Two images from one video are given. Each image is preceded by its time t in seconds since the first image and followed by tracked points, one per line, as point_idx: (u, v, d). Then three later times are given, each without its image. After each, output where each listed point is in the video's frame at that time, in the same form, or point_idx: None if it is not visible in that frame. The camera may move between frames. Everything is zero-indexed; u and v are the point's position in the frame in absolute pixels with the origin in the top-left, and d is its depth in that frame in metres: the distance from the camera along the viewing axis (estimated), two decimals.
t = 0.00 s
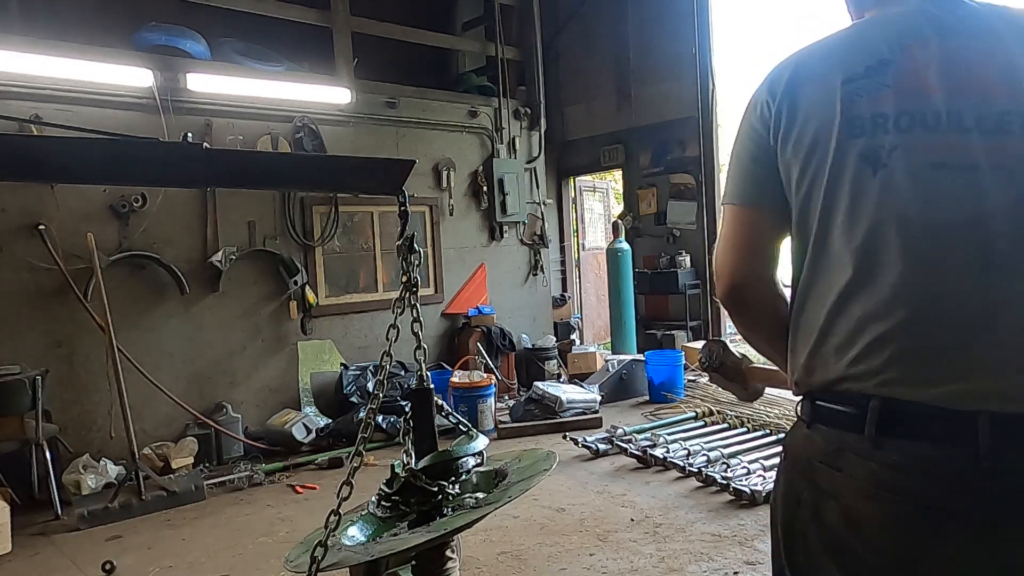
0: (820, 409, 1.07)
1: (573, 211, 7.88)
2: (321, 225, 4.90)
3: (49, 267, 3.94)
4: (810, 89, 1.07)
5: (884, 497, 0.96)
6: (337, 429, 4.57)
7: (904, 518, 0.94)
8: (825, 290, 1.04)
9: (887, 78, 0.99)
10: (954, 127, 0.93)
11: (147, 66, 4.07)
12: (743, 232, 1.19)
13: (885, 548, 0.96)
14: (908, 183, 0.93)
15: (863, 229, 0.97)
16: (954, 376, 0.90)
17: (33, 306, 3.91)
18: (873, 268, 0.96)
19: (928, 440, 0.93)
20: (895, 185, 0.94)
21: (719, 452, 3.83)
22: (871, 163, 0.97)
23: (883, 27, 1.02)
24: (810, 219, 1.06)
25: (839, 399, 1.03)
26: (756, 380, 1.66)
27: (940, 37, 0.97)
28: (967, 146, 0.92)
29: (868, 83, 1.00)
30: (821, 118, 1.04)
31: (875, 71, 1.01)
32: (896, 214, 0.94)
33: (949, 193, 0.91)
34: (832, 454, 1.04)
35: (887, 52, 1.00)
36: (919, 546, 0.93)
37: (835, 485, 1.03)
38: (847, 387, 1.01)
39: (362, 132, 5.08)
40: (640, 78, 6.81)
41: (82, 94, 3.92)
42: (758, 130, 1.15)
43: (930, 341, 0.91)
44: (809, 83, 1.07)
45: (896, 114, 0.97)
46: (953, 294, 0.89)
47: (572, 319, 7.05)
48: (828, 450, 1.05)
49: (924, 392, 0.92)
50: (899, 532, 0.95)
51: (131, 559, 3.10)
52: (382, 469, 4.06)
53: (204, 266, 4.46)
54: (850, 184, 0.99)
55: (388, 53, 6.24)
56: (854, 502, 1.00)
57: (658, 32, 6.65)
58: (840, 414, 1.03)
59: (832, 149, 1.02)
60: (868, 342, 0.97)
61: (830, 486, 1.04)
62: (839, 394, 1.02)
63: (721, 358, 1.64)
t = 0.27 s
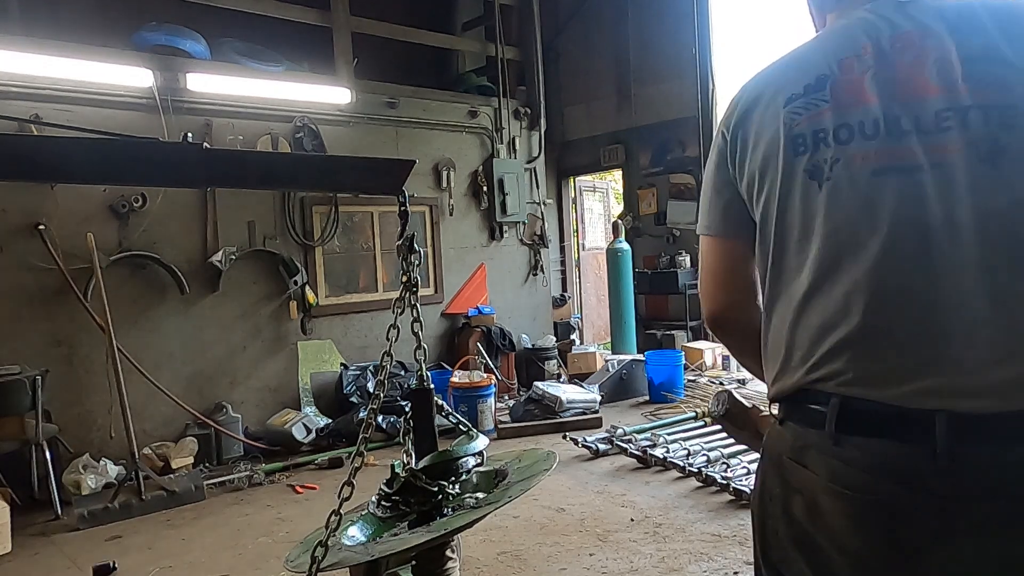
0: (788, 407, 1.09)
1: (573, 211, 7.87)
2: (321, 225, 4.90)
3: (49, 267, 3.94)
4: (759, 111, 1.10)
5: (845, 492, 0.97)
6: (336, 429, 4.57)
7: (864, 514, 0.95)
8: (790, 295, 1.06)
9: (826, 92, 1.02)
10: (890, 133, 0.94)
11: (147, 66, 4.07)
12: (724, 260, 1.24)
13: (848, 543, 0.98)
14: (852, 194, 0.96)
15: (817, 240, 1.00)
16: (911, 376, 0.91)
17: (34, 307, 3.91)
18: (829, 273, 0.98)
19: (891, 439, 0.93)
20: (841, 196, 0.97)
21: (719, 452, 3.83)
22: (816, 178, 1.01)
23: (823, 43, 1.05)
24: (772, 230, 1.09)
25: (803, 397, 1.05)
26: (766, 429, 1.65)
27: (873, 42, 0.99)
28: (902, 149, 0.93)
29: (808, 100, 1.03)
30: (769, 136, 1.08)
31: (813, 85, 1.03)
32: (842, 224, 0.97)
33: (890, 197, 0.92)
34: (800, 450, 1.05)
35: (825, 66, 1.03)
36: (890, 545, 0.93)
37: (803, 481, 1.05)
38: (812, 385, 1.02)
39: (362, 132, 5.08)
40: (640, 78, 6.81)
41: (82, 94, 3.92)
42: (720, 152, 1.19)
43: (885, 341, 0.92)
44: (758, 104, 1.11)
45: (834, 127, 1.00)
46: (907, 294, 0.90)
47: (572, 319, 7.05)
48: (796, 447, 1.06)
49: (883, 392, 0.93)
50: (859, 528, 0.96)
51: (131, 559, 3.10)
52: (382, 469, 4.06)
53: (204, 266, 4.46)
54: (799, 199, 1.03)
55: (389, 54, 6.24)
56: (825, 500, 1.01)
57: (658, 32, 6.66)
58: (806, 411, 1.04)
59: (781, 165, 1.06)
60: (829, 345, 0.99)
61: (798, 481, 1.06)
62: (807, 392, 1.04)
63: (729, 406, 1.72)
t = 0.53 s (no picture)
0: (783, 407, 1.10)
1: (573, 211, 7.87)
2: (321, 225, 4.90)
3: (49, 267, 3.94)
4: (740, 124, 1.12)
5: (839, 491, 0.98)
6: (336, 429, 4.57)
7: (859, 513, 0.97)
8: (785, 299, 1.08)
9: (806, 102, 1.03)
10: (871, 137, 0.96)
11: (146, 66, 4.07)
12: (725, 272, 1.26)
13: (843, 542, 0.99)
14: (840, 201, 0.97)
15: (809, 248, 1.02)
16: (903, 376, 0.92)
17: (34, 307, 3.91)
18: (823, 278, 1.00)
19: (886, 439, 0.94)
20: (829, 203, 0.99)
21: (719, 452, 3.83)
22: (803, 188, 1.02)
23: (799, 53, 1.07)
24: (764, 238, 1.10)
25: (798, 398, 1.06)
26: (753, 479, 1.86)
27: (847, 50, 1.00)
28: (884, 152, 0.94)
29: (788, 112, 1.05)
30: (753, 148, 1.10)
31: (793, 97, 1.05)
32: (831, 233, 0.98)
33: (876, 200, 0.94)
34: (795, 450, 1.06)
35: (803, 77, 1.05)
36: (885, 545, 0.94)
37: (798, 480, 1.06)
38: (807, 386, 1.03)
39: (362, 132, 5.08)
40: (640, 78, 6.81)
41: (82, 94, 3.92)
42: (706, 166, 1.21)
43: (878, 341, 0.94)
44: (738, 117, 1.13)
45: (815, 138, 1.02)
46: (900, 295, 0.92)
47: (572, 319, 7.05)
48: (792, 446, 1.07)
49: (878, 392, 0.94)
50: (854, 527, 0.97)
51: (130, 559, 3.10)
52: (382, 469, 4.06)
53: (204, 267, 4.46)
54: (787, 209, 1.05)
55: (389, 54, 6.24)
56: (821, 500, 1.01)
57: (658, 32, 6.66)
58: (801, 411, 1.06)
59: (768, 176, 1.07)
60: (824, 347, 1.00)
61: (794, 480, 1.07)
62: (802, 393, 1.05)
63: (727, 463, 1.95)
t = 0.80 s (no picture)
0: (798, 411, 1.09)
1: (573, 211, 7.87)
2: (321, 225, 4.90)
3: (49, 267, 3.94)
4: (755, 118, 1.08)
5: (863, 497, 0.98)
6: (336, 429, 4.57)
7: (884, 519, 0.96)
8: (804, 303, 1.05)
9: (833, 97, 1.00)
10: (902, 138, 0.94)
11: (147, 66, 4.07)
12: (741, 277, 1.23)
13: (865, 547, 0.99)
14: (873, 201, 0.95)
15: (834, 251, 0.99)
16: (932, 381, 0.91)
17: (34, 307, 3.91)
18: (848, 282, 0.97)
19: (909, 443, 0.93)
20: (859, 204, 0.96)
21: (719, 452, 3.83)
22: (831, 188, 0.99)
23: (819, 49, 1.04)
24: (781, 240, 1.07)
25: (818, 402, 1.04)
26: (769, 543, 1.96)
27: (876, 45, 0.99)
28: (918, 154, 0.92)
29: (814, 107, 1.02)
30: (776, 143, 1.05)
31: (819, 90, 1.02)
32: (864, 233, 0.95)
33: (911, 203, 0.92)
34: (813, 454, 1.06)
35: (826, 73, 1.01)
36: (904, 545, 0.95)
37: (818, 485, 1.05)
38: (829, 389, 1.01)
39: (362, 132, 5.08)
40: (640, 78, 6.82)
41: (82, 94, 3.92)
42: (715, 162, 1.16)
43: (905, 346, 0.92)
44: (752, 111, 1.08)
45: (846, 135, 0.98)
46: (927, 299, 0.90)
47: (572, 319, 7.05)
48: (811, 450, 1.06)
49: (902, 398, 0.93)
50: (876, 532, 0.97)
51: (130, 559, 3.10)
52: (382, 469, 4.06)
53: (204, 267, 4.46)
54: (809, 209, 1.01)
55: (389, 54, 6.24)
56: (839, 502, 1.02)
57: (658, 32, 6.66)
58: (821, 415, 1.04)
59: (794, 172, 1.03)
60: (848, 353, 0.98)
61: (813, 485, 1.06)
62: (823, 398, 1.03)
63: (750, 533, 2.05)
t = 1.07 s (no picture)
0: (831, 417, 1.09)
1: (573, 211, 7.87)
2: (321, 225, 4.90)
3: (49, 267, 3.94)
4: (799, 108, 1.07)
5: (908, 500, 0.99)
6: (337, 429, 4.57)
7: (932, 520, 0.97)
8: (847, 308, 1.04)
9: (889, 97, 1.00)
10: (957, 142, 0.96)
11: (146, 66, 4.07)
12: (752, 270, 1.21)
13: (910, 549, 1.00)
14: (933, 204, 0.95)
15: (886, 250, 0.98)
16: (980, 384, 0.93)
17: (34, 307, 3.91)
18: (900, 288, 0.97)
19: (953, 443, 0.95)
20: (918, 206, 0.96)
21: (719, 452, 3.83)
22: (888, 189, 0.98)
23: (867, 41, 1.03)
24: (824, 239, 1.06)
25: (857, 408, 1.04)
26: None
27: (929, 47, 1.00)
28: (976, 159, 0.94)
29: (869, 105, 1.01)
30: (829, 140, 1.03)
31: (873, 89, 1.01)
32: (923, 236, 0.95)
33: (968, 207, 0.94)
34: (848, 460, 1.06)
35: (878, 69, 1.01)
36: (946, 541, 0.97)
37: (854, 491, 1.05)
38: (872, 395, 1.01)
39: (362, 132, 5.08)
40: (640, 78, 6.82)
41: (82, 94, 3.92)
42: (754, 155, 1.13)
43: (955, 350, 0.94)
44: (797, 101, 1.06)
45: (903, 136, 0.98)
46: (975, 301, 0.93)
47: (572, 319, 7.05)
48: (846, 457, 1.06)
49: (949, 400, 0.95)
50: (923, 534, 0.98)
51: (130, 559, 3.10)
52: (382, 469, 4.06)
53: (203, 267, 4.45)
54: (857, 206, 1.01)
55: (389, 53, 6.24)
56: (874, 505, 1.03)
57: (658, 32, 6.65)
58: (859, 421, 1.04)
59: (847, 170, 1.02)
60: (898, 359, 0.98)
61: (849, 492, 1.06)
62: (863, 403, 1.03)
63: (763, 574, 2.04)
